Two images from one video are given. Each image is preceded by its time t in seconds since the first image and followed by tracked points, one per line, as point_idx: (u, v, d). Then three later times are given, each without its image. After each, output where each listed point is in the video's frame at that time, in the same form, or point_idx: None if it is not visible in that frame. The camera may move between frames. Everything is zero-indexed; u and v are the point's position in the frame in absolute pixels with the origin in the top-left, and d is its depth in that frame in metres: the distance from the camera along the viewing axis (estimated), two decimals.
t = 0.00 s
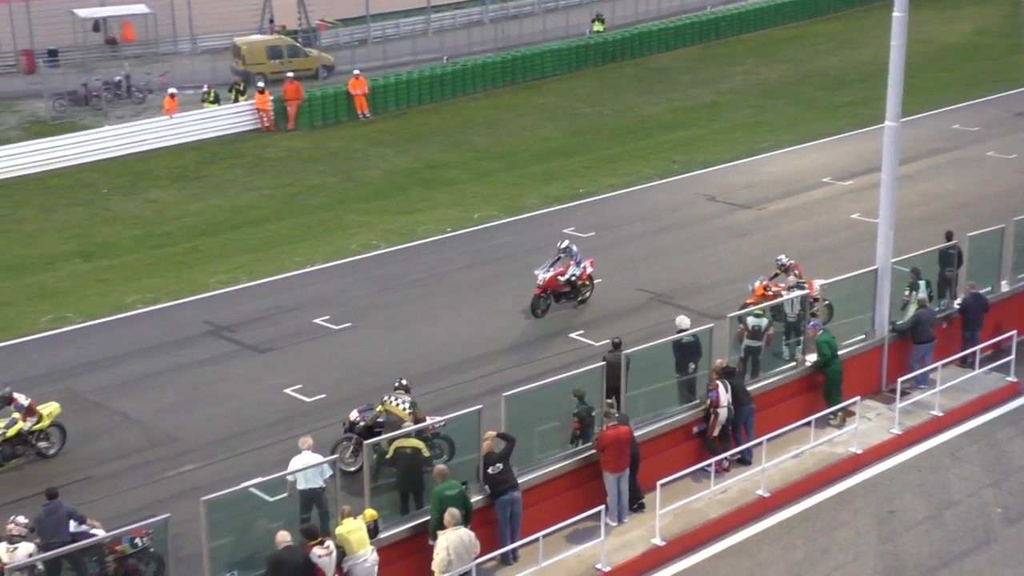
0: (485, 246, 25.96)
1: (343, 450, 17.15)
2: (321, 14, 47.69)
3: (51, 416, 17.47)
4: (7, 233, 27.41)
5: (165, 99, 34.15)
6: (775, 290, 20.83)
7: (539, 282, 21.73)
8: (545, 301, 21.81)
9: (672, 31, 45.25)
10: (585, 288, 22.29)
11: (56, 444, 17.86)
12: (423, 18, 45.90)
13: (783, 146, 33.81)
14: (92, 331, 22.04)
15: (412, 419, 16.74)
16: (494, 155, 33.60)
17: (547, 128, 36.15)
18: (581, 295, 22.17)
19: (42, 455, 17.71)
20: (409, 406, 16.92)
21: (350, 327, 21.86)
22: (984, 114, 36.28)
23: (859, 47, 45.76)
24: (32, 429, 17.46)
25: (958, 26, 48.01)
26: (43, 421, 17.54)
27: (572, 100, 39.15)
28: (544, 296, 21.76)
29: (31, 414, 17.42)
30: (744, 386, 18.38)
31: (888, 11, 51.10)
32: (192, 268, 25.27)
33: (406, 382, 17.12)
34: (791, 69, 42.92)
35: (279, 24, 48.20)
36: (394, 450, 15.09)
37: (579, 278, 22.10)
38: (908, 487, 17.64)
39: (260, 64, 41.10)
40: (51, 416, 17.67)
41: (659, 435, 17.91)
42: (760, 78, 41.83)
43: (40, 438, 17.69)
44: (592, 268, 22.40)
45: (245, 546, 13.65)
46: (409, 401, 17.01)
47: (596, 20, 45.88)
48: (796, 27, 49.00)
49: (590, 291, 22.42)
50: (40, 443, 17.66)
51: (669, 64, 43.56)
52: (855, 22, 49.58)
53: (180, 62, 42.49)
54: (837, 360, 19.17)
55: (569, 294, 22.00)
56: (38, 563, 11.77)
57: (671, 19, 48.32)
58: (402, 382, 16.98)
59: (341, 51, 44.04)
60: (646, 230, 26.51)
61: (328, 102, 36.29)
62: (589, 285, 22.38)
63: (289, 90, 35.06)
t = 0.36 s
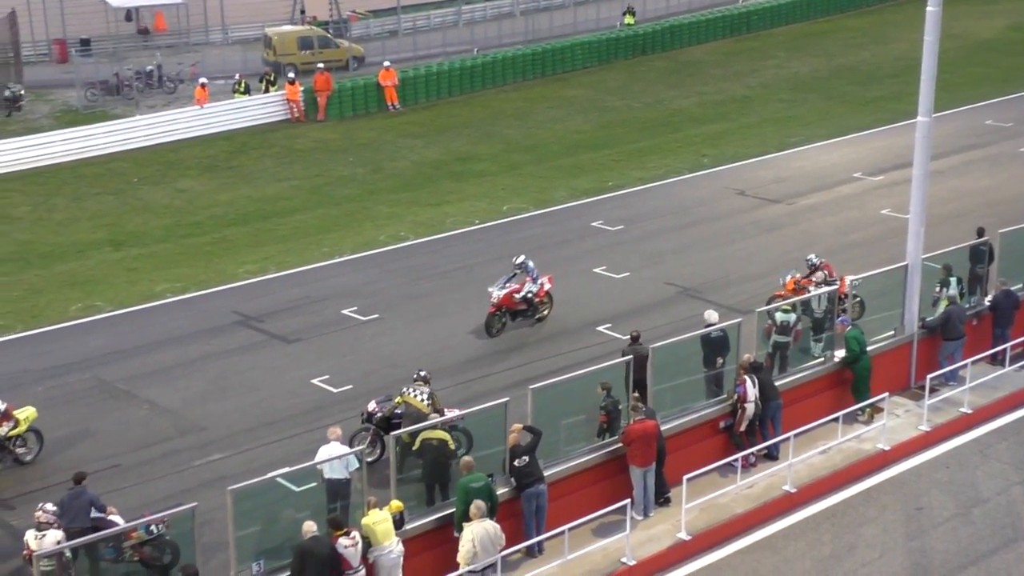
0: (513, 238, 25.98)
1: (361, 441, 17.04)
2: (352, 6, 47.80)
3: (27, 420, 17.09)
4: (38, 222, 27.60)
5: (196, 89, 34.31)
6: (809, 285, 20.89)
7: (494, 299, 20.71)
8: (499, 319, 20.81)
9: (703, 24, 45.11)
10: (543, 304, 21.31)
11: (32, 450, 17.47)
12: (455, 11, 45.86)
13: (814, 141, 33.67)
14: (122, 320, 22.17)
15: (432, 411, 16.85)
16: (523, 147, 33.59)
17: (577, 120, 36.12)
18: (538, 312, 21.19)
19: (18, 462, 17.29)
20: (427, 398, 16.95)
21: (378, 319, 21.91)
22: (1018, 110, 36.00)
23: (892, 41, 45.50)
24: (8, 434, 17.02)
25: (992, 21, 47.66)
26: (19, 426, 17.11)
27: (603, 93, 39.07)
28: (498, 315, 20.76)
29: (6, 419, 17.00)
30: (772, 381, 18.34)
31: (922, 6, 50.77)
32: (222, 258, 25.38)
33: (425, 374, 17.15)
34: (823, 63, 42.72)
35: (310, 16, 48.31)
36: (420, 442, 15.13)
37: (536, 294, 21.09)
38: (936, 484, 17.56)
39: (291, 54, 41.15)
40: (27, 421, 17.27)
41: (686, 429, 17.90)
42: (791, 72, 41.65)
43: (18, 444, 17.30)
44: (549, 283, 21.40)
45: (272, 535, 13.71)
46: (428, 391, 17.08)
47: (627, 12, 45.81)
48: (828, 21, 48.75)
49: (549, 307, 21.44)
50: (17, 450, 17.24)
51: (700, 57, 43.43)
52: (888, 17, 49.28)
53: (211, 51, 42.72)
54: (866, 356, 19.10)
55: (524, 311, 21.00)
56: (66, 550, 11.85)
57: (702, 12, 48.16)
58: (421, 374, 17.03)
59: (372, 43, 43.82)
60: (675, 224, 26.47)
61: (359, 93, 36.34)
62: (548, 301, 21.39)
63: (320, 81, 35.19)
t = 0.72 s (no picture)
0: (546, 229, 26.01)
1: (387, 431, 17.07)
2: None
3: (16, 424, 16.69)
4: (74, 212, 27.85)
5: (229, 80, 34.46)
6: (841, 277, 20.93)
7: (454, 314, 19.82)
8: (460, 335, 19.90)
9: (737, 16, 44.92)
10: (507, 319, 20.42)
11: (21, 453, 17.10)
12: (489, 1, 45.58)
13: (849, 133, 33.52)
14: (156, 310, 22.32)
15: (460, 400, 16.73)
16: (555, 139, 33.56)
17: (609, 112, 36.08)
18: (502, 327, 20.29)
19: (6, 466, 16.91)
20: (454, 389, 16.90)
21: (411, 309, 21.93)
22: None
23: (928, 34, 45.17)
24: None
25: None
26: (6, 430, 16.68)
27: (636, 85, 38.97)
28: (459, 331, 19.86)
29: None
30: (804, 375, 18.27)
31: None
32: (254, 248, 25.52)
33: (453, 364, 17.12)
34: (858, 56, 42.46)
35: (344, 7, 48.48)
36: (452, 433, 15.15)
37: (500, 309, 20.21)
38: (970, 480, 17.45)
39: (324, 45, 41.44)
40: (16, 425, 16.82)
41: (718, 422, 17.85)
42: (826, 64, 41.43)
43: (7, 448, 16.92)
44: (515, 298, 20.53)
45: (304, 525, 13.74)
46: (455, 382, 17.04)
47: (661, 4, 45.69)
48: (864, 13, 48.43)
49: (513, 323, 20.55)
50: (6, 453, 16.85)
51: (734, 49, 43.26)
52: (925, 9, 48.91)
53: (247, 40, 42.78)
54: (900, 351, 19.00)
55: (487, 327, 20.10)
56: (100, 537, 11.90)
57: (736, 4, 47.96)
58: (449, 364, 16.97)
59: (405, 33, 43.91)
60: (708, 216, 26.41)
61: (392, 84, 36.42)
62: (512, 316, 20.50)
63: (353, 72, 35.28)
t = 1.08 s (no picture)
0: (590, 219, 26.15)
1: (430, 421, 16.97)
2: None
3: (22, 425, 16.25)
4: (122, 199, 28.28)
5: (275, 69, 34.69)
6: (886, 270, 20.70)
7: (428, 327, 19.28)
8: (434, 349, 19.34)
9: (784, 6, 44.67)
10: (485, 332, 19.85)
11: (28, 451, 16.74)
12: None
13: (897, 124, 33.37)
14: (202, 298, 22.63)
15: (502, 391, 16.49)
16: (599, 130, 33.58)
17: (655, 103, 36.08)
18: (479, 341, 19.73)
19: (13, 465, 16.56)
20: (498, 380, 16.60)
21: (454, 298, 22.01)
22: None
23: (979, 25, 44.73)
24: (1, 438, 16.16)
25: None
26: (13, 430, 16.23)
27: (681, 75, 38.88)
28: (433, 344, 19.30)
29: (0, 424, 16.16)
30: (849, 367, 18.14)
31: None
32: (299, 236, 25.88)
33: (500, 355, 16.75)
34: (907, 46, 42.12)
35: None
36: (496, 422, 15.13)
37: (477, 321, 19.63)
38: (1017, 474, 17.31)
39: (371, 34, 41.73)
40: (22, 425, 16.37)
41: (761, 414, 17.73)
42: (874, 55, 41.13)
43: (14, 448, 16.56)
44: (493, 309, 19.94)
45: (347, 512, 13.72)
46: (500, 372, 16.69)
47: None
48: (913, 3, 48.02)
49: (491, 336, 19.99)
50: (12, 453, 16.45)
51: (780, 39, 43.05)
52: None
53: (292, 29, 42.90)
54: (947, 344, 18.85)
55: (463, 340, 19.53)
56: (146, 521, 11.97)
57: None
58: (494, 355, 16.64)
59: (450, 22, 44.00)
60: (753, 207, 26.47)
61: (437, 74, 36.55)
62: (490, 329, 19.93)
63: (398, 61, 35.44)
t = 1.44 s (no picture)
0: (633, 210, 26.53)
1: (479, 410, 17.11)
2: None
3: (32, 420, 16.04)
4: (169, 185, 28.64)
5: (321, 58, 34.93)
6: (926, 260, 20.57)
7: (408, 337, 18.64)
8: (413, 359, 18.75)
9: None
10: (466, 341, 19.27)
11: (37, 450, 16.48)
12: None
13: (944, 114, 33.30)
14: (245, 286, 22.92)
15: (547, 378, 16.36)
16: (644, 119, 33.65)
17: (699, 92, 36.07)
18: (461, 350, 19.15)
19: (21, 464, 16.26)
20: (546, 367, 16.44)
21: (496, 287, 22.30)
22: None
23: None
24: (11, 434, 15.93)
25: None
26: (22, 428, 16.01)
27: (726, 64, 38.79)
28: (411, 356, 18.68)
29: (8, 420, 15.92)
30: (893, 359, 18.02)
31: None
32: (342, 223, 26.41)
33: (544, 344, 16.54)
34: (955, 35, 41.76)
35: None
36: (539, 411, 14.93)
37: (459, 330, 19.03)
38: None
39: (415, 23, 41.83)
40: (32, 422, 16.17)
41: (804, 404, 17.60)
42: (922, 43, 40.81)
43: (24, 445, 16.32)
44: (475, 317, 19.32)
45: (389, 499, 13.52)
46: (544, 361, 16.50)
47: None
48: None
49: (473, 345, 19.39)
50: (21, 450, 16.20)
51: (826, 28, 42.84)
52: None
53: (337, 16, 42.26)
54: (993, 335, 18.74)
55: (443, 350, 18.92)
56: (191, 507, 11.91)
57: None
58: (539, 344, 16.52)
59: (495, 10, 43.99)
60: (794, 198, 26.77)
61: (482, 61, 36.68)
62: (472, 338, 19.32)
63: (442, 49, 35.62)
